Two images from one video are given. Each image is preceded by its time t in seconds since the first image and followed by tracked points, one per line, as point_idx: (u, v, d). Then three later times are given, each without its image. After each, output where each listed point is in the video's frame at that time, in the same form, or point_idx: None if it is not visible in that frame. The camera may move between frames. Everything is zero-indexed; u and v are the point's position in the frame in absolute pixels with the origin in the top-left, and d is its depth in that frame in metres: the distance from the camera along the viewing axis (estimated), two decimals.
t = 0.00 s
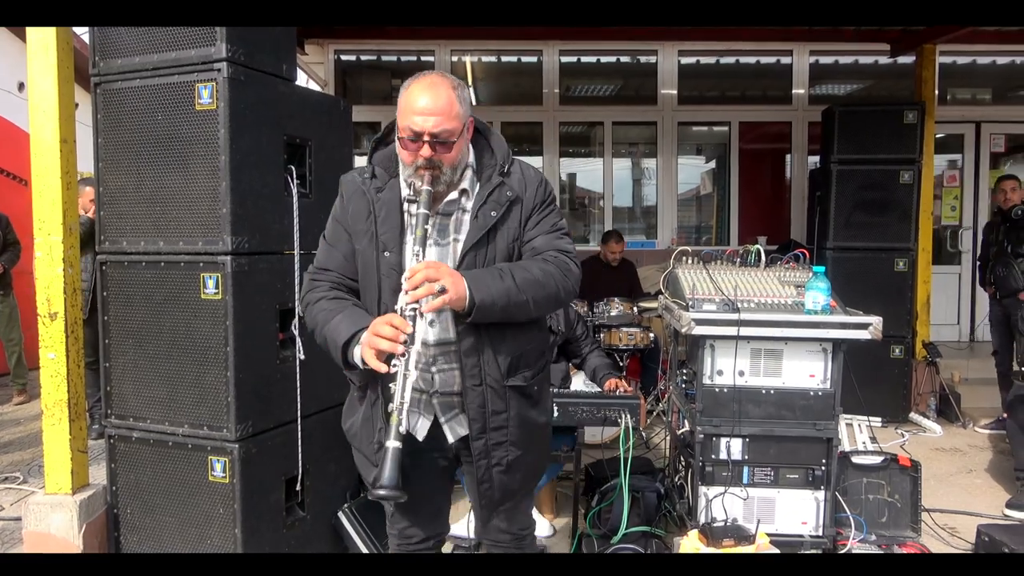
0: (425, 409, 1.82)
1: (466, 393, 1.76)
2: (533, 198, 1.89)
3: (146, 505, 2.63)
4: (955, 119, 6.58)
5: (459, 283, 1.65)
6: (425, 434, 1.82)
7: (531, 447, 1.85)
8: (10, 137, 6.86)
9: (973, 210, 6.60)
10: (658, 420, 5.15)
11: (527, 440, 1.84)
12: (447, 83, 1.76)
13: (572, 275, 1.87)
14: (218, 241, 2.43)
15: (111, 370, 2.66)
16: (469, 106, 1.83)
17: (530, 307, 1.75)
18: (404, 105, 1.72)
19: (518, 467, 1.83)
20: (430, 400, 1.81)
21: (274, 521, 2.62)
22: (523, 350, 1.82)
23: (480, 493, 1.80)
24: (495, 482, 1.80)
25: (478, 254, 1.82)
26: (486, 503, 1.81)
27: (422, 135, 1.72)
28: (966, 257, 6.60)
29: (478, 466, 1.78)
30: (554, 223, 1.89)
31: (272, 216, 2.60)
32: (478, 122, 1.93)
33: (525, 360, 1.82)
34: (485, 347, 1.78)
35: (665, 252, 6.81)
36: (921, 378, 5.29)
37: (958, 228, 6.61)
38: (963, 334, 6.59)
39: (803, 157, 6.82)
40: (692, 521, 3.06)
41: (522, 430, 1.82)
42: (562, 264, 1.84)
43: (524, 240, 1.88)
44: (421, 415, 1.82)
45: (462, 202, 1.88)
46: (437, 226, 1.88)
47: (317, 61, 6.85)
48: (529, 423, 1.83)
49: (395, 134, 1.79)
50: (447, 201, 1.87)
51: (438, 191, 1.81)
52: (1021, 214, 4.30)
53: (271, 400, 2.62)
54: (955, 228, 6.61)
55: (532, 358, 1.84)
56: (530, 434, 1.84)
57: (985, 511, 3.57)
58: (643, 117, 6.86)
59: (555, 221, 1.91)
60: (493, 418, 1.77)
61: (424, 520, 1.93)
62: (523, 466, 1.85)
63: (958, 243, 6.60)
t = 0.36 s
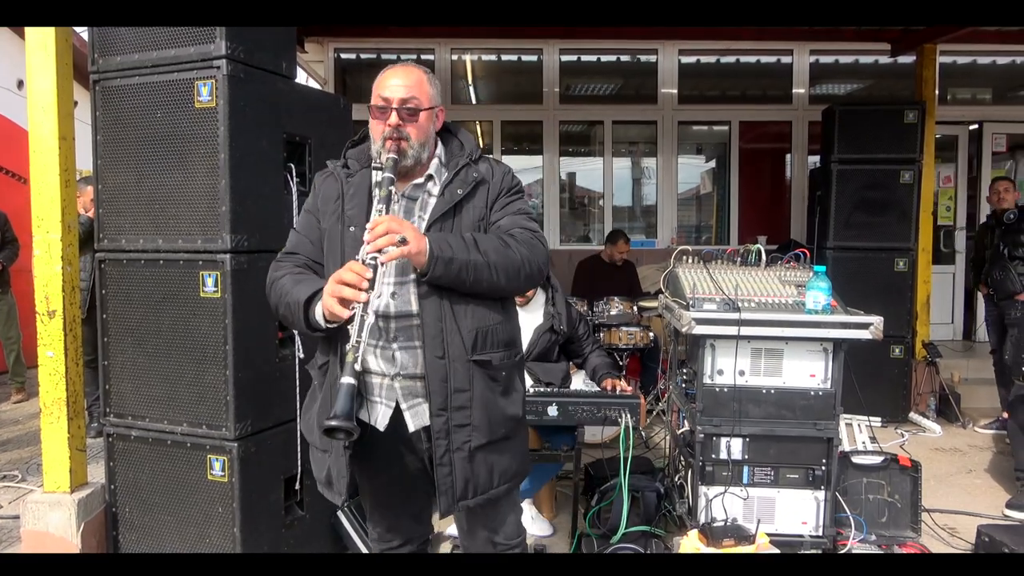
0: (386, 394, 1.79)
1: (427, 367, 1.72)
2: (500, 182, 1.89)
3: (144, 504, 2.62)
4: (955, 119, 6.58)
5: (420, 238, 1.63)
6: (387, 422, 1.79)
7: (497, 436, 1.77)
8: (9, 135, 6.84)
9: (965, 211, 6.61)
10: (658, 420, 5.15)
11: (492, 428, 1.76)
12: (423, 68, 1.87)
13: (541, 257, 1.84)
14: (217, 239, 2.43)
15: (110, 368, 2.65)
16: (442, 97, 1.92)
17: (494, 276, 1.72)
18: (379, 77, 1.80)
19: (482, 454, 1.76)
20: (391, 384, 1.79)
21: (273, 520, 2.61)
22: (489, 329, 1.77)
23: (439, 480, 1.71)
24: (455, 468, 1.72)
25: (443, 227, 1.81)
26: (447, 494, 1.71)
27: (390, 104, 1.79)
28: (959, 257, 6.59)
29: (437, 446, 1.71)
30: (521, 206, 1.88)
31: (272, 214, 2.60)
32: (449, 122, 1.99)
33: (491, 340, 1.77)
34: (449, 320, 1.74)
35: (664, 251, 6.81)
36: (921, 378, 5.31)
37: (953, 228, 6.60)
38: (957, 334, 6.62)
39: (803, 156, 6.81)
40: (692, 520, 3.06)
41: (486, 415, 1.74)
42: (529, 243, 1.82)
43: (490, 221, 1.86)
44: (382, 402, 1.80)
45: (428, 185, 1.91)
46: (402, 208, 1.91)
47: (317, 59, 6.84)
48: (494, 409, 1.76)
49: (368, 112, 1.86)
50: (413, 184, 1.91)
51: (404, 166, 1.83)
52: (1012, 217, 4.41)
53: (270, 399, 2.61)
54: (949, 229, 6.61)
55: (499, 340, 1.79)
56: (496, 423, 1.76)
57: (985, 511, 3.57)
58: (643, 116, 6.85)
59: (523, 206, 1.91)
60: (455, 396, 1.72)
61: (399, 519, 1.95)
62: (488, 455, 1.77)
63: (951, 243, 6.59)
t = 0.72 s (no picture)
0: (385, 388, 1.82)
1: (422, 359, 1.73)
2: (508, 182, 1.90)
3: (144, 502, 2.62)
4: (955, 119, 6.57)
5: (421, 221, 1.64)
6: (386, 417, 1.82)
7: (490, 436, 1.75)
8: (9, 133, 6.84)
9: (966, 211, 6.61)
10: (658, 419, 5.15)
11: (486, 427, 1.74)
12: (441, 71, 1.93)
13: (544, 254, 1.82)
14: (217, 238, 2.42)
15: (109, 366, 2.65)
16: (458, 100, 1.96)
17: (493, 268, 1.71)
18: (397, 76, 1.87)
19: (473, 452, 1.74)
20: (390, 378, 1.81)
21: (273, 518, 2.61)
22: (489, 325, 1.76)
23: (426, 474, 1.71)
24: (444, 464, 1.72)
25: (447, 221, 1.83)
26: (432, 489, 1.70)
27: (406, 100, 1.84)
28: (960, 257, 6.59)
29: (425, 439, 1.71)
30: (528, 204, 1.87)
31: (272, 213, 2.60)
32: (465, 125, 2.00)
33: (490, 337, 1.76)
34: (447, 314, 1.75)
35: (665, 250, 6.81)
36: (920, 378, 5.31)
37: (954, 228, 6.61)
38: (957, 334, 6.60)
39: (803, 156, 6.81)
40: (692, 520, 3.06)
41: (480, 412, 1.73)
42: (533, 240, 1.80)
43: (496, 219, 1.87)
44: (381, 397, 1.83)
45: (437, 184, 1.93)
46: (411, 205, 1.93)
47: (318, 58, 6.83)
48: (489, 407, 1.74)
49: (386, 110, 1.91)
50: (423, 183, 1.94)
51: (416, 159, 1.84)
52: (1008, 218, 4.45)
53: (270, 398, 2.61)
54: (949, 229, 6.61)
55: (500, 337, 1.77)
56: (491, 422, 1.74)
57: (985, 511, 3.57)
58: (643, 115, 6.84)
59: (531, 205, 1.90)
60: (447, 390, 1.72)
61: (398, 517, 1.96)
62: (480, 454, 1.75)
63: (952, 243, 6.61)
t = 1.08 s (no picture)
0: (418, 384, 1.88)
1: (448, 359, 1.75)
2: (540, 178, 1.90)
3: (144, 501, 2.63)
4: (954, 117, 6.58)
5: (444, 223, 1.66)
6: (419, 414, 1.88)
7: (518, 435, 1.77)
8: (9, 132, 6.84)
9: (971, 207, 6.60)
10: (657, 417, 5.16)
11: (513, 426, 1.76)
12: (478, 64, 1.94)
13: (574, 252, 1.81)
14: (216, 237, 2.43)
15: (109, 366, 2.65)
16: (496, 93, 1.97)
17: (520, 269, 1.72)
18: (433, 72, 1.89)
19: (501, 450, 1.76)
20: (423, 376, 1.87)
21: (273, 517, 2.62)
22: (516, 326, 1.76)
23: (453, 472, 1.75)
24: (470, 463, 1.75)
25: (476, 218, 1.84)
26: (458, 487, 1.75)
27: (441, 97, 1.87)
28: (964, 254, 6.59)
29: (451, 439, 1.74)
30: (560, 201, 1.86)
31: (271, 212, 2.60)
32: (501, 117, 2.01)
33: (518, 337, 1.77)
34: (473, 313, 1.77)
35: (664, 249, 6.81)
36: (920, 376, 5.32)
37: (957, 225, 6.60)
38: (961, 332, 6.58)
39: (802, 154, 6.80)
40: (690, 518, 3.07)
41: (507, 413, 1.75)
42: (562, 239, 1.80)
43: (527, 215, 1.87)
44: (415, 392, 1.89)
45: (470, 178, 1.94)
46: (443, 200, 1.96)
47: (317, 56, 6.83)
48: (516, 407, 1.76)
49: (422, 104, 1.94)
50: (456, 176, 1.95)
51: (449, 157, 1.89)
52: (1005, 216, 4.48)
53: (269, 397, 2.61)
54: (954, 226, 6.61)
55: (527, 337, 1.78)
56: (519, 421, 1.76)
57: (983, 508, 3.58)
58: (642, 114, 6.85)
59: (563, 202, 1.88)
60: (474, 391, 1.74)
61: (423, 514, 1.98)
62: (508, 453, 1.77)
63: (957, 240, 6.59)
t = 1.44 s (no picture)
0: (431, 382, 1.97)
1: (447, 361, 1.79)
2: (554, 179, 1.87)
3: (143, 500, 2.63)
4: (953, 115, 6.58)
5: (435, 229, 1.75)
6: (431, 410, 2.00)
7: (517, 442, 1.75)
8: (8, 131, 6.84)
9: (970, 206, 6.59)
10: (656, 415, 5.16)
11: (511, 434, 1.74)
12: (499, 61, 1.96)
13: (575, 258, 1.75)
14: (214, 236, 2.42)
15: (108, 364, 2.65)
16: (520, 88, 1.98)
17: (510, 275, 1.72)
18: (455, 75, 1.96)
19: (500, 456, 1.76)
20: (435, 374, 1.96)
21: (272, 515, 2.62)
22: (516, 332, 1.76)
23: (450, 473, 1.80)
24: (467, 466, 1.77)
25: (485, 219, 1.87)
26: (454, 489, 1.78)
27: (458, 101, 1.93)
28: (963, 253, 6.60)
29: (447, 440, 1.78)
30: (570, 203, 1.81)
31: (270, 211, 2.60)
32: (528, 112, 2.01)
33: (518, 344, 1.75)
34: (473, 318, 1.79)
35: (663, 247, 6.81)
36: (919, 374, 5.32)
37: (957, 223, 6.61)
38: (960, 330, 6.59)
39: (802, 152, 6.80)
40: (689, 516, 3.07)
41: (504, 419, 1.74)
42: (562, 243, 1.75)
43: (538, 218, 1.86)
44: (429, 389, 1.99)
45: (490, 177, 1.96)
46: (465, 200, 2.02)
47: (316, 54, 6.82)
48: (514, 414, 1.74)
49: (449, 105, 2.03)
50: (478, 176, 1.99)
51: (467, 161, 1.95)
52: (1005, 214, 4.47)
53: (268, 396, 2.61)
54: (954, 224, 6.61)
55: (528, 343, 1.76)
56: (517, 428, 1.74)
57: (981, 505, 3.58)
58: (642, 112, 6.84)
59: (575, 204, 1.82)
60: (472, 394, 1.76)
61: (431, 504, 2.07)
62: (508, 459, 1.76)
63: (956, 239, 6.60)
